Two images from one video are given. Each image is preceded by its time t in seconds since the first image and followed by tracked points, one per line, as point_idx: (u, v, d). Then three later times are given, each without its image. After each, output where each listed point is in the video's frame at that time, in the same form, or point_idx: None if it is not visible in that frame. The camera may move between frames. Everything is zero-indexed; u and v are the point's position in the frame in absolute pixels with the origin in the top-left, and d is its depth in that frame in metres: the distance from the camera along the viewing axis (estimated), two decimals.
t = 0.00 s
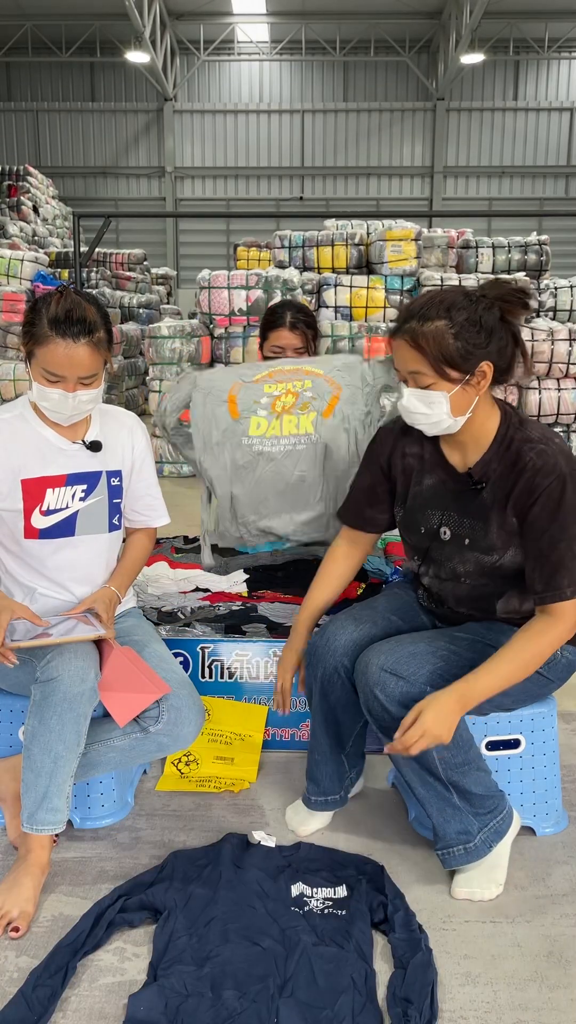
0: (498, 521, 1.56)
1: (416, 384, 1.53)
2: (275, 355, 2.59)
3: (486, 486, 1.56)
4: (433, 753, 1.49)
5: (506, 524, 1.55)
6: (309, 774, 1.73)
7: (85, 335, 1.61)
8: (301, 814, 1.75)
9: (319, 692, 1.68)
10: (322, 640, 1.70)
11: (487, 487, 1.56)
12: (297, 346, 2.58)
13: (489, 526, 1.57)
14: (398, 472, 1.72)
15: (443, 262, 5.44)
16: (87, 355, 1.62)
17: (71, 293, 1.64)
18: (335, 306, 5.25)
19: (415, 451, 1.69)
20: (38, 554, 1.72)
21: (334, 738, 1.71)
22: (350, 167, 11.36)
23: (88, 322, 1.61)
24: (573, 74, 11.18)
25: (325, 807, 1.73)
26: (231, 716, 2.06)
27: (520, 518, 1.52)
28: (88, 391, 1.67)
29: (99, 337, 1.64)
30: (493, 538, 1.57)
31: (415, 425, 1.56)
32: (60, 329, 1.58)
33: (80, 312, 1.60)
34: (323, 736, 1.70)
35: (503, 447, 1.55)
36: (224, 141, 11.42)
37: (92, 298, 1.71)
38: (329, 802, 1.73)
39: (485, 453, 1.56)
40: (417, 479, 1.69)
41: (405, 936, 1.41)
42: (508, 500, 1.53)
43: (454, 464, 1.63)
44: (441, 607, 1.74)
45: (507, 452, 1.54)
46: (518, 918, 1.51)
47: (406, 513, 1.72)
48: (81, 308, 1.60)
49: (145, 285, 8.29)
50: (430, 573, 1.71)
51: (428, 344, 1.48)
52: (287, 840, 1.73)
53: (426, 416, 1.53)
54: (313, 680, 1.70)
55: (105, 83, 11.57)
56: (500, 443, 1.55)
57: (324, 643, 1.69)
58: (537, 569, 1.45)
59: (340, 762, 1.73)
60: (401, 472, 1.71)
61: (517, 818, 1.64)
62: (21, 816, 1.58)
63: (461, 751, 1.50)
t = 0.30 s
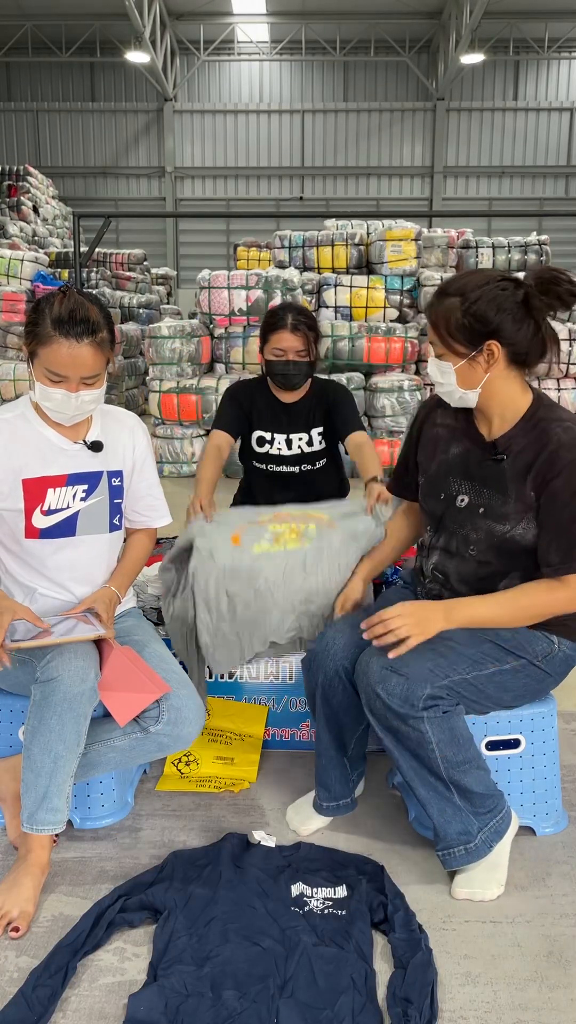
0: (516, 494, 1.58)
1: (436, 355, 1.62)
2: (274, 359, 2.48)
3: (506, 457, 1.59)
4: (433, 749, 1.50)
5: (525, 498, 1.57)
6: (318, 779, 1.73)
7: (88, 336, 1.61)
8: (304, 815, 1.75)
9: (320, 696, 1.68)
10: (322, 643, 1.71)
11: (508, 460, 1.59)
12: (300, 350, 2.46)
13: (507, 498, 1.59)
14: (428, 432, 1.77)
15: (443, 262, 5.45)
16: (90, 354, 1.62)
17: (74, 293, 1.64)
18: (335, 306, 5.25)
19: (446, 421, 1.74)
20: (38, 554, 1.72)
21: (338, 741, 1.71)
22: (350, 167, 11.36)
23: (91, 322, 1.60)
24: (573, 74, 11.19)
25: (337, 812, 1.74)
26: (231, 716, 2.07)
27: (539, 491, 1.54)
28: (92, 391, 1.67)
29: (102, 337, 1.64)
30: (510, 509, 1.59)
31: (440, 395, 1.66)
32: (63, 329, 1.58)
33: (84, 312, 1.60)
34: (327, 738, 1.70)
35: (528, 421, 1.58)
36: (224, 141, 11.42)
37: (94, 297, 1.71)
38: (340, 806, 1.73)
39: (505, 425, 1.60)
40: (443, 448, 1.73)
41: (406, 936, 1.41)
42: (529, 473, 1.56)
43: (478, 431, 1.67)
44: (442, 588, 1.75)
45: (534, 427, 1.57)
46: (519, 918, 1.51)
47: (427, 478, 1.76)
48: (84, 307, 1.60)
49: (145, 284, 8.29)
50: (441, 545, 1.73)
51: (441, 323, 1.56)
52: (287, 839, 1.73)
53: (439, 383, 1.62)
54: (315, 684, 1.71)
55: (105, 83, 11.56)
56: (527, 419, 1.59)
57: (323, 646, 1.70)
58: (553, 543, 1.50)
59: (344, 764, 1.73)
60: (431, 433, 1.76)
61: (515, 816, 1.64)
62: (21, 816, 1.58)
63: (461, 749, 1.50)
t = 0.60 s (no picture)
0: (517, 475, 1.59)
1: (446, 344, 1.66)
2: (282, 365, 2.49)
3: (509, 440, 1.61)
4: (435, 748, 1.50)
5: (525, 479, 1.58)
6: (314, 778, 1.72)
7: (91, 335, 1.61)
8: (304, 814, 1.75)
9: (320, 696, 1.68)
10: (322, 642, 1.71)
11: (512, 443, 1.60)
12: (308, 358, 2.48)
13: (508, 479, 1.60)
14: (443, 424, 1.79)
15: (443, 262, 5.46)
16: (92, 354, 1.62)
17: (77, 293, 1.64)
18: (336, 306, 5.26)
19: (458, 413, 1.76)
20: (39, 553, 1.72)
21: (337, 741, 1.71)
22: (350, 167, 11.36)
23: (94, 323, 1.60)
24: (573, 75, 11.19)
25: (332, 810, 1.73)
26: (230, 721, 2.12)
27: (539, 470, 1.55)
28: (95, 391, 1.67)
29: (104, 337, 1.64)
30: (511, 490, 1.59)
31: (450, 384, 1.69)
32: (66, 328, 1.58)
33: (86, 313, 1.60)
34: (326, 738, 1.70)
35: (533, 406, 1.60)
36: (224, 141, 11.42)
37: (96, 298, 1.71)
38: (334, 805, 1.73)
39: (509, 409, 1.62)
40: (455, 438, 1.75)
41: (406, 936, 1.41)
42: (529, 454, 1.58)
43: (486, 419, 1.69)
44: (445, 584, 1.75)
45: (538, 411, 1.59)
46: (519, 917, 1.51)
47: (438, 470, 1.77)
48: (86, 307, 1.60)
49: (145, 285, 8.29)
50: (445, 532, 1.73)
51: (447, 313, 1.60)
52: (285, 838, 1.73)
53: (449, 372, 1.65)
54: (315, 682, 1.71)
55: (105, 83, 11.56)
56: (532, 404, 1.60)
57: (323, 645, 1.70)
58: (549, 520, 1.51)
59: (343, 763, 1.73)
60: (447, 426, 1.78)
61: (514, 816, 1.65)
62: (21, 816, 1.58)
63: (462, 749, 1.51)
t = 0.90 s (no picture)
0: (513, 470, 1.59)
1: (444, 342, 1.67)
2: (288, 367, 2.48)
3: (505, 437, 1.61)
4: (435, 748, 1.50)
5: (520, 473, 1.58)
6: (314, 779, 1.72)
7: (91, 335, 1.61)
8: (304, 814, 1.75)
9: (319, 696, 1.69)
10: (321, 642, 1.71)
11: (508, 439, 1.61)
12: (314, 360, 2.48)
13: (503, 474, 1.60)
14: (446, 423, 1.80)
15: (443, 262, 5.47)
16: (93, 354, 1.62)
17: (77, 293, 1.64)
18: (336, 306, 5.26)
19: (460, 413, 1.76)
20: (38, 553, 1.73)
21: (336, 741, 1.71)
22: (350, 167, 11.36)
23: (94, 323, 1.60)
24: (573, 75, 11.19)
25: (331, 810, 1.73)
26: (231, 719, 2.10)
27: (535, 464, 1.56)
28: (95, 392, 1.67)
29: (104, 338, 1.64)
30: (507, 485, 1.60)
31: (448, 383, 1.70)
32: (66, 329, 1.58)
33: (86, 313, 1.60)
34: (325, 738, 1.70)
35: (529, 403, 1.60)
36: (224, 142, 11.42)
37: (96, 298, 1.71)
38: (334, 806, 1.73)
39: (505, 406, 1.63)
40: (455, 437, 1.75)
41: (406, 936, 1.41)
42: (525, 449, 1.58)
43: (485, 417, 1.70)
44: (445, 583, 1.75)
45: (533, 408, 1.59)
46: (519, 918, 1.51)
47: (438, 468, 1.77)
48: (86, 308, 1.60)
49: (145, 285, 8.30)
50: (445, 530, 1.72)
51: (445, 312, 1.61)
52: (285, 838, 1.73)
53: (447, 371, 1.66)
54: (314, 682, 1.71)
55: (105, 83, 11.56)
56: (528, 402, 1.60)
57: (322, 645, 1.71)
58: (544, 514, 1.51)
59: (342, 763, 1.73)
60: (448, 426, 1.78)
61: (515, 816, 1.65)
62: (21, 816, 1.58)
63: (463, 749, 1.51)
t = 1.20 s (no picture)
0: (512, 467, 1.59)
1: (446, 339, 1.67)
2: (291, 361, 2.48)
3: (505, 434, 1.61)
4: (435, 748, 1.50)
5: (520, 470, 1.58)
6: (314, 778, 1.72)
7: (89, 336, 1.61)
8: (304, 814, 1.75)
9: (319, 696, 1.69)
10: (320, 642, 1.71)
11: (507, 436, 1.61)
12: (317, 353, 2.48)
13: (502, 471, 1.60)
14: (449, 423, 1.79)
15: (443, 261, 5.47)
16: (90, 355, 1.62)
17: (75, 294, 1.64)
18: (336, 306, 5.26)
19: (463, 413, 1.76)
20: (38, 553, 1.72)
21: (336, 740, 1.71)
22: (350, 167, 11.36)
23: (91, 324, 1.60)
24: (573, 75, 11.19)
25: (331, 810, 1.73)
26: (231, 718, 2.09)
27: (534, 461, 1.56)
28: (93, 392, 1.67)
29: (102, 339, 1.64)
30: (505, 482, 1.60)
31: (449, 380, 1.70)
32: (63, 329, 1.58)
33: (83, 314, 1.60)
34: (325, 738, 1.70)
35: (529, 401, 1.60)
36: (224, 142, 11.42)
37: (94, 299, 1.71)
38: (334, 806, 1.73)
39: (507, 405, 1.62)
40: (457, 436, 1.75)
41: (406, 936, 1.41)
42: (524, 445, 1.58)
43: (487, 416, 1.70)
44: (445, 582, 1.75)
45: (534, 406, 1.59)
46: (519, 918, 1.51)
47: (438, 466, 1.77)
48: (84, 309, 1.60)
49: (145, 285, 8.30)
50: (444, 528, 1.72)
51: (447, 309, 1.62)
52: (285, 838, 1.73)
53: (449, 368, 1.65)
54: (313, 683, 1.71)
55: (105, 83, 11.56)
56: (528, 401, 1.60)
57: (321, 645, 1.71)
58: (543, 510, 1.51)
59: (342, 763, 1.73)
60: (450, 426, 1.78)
61: (515, 816, 1.65)
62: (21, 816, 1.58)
63: (462, 749, 1.51)
